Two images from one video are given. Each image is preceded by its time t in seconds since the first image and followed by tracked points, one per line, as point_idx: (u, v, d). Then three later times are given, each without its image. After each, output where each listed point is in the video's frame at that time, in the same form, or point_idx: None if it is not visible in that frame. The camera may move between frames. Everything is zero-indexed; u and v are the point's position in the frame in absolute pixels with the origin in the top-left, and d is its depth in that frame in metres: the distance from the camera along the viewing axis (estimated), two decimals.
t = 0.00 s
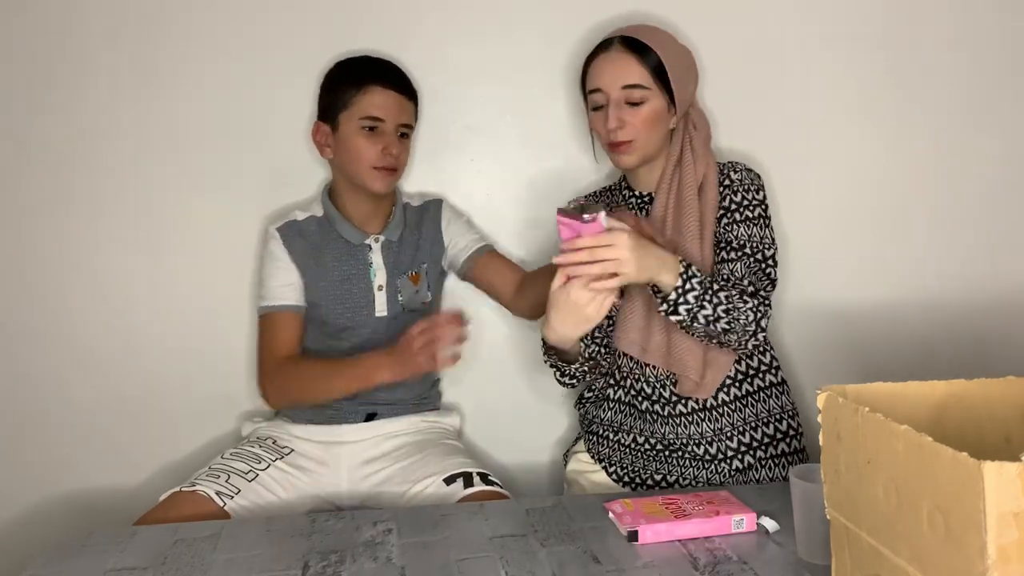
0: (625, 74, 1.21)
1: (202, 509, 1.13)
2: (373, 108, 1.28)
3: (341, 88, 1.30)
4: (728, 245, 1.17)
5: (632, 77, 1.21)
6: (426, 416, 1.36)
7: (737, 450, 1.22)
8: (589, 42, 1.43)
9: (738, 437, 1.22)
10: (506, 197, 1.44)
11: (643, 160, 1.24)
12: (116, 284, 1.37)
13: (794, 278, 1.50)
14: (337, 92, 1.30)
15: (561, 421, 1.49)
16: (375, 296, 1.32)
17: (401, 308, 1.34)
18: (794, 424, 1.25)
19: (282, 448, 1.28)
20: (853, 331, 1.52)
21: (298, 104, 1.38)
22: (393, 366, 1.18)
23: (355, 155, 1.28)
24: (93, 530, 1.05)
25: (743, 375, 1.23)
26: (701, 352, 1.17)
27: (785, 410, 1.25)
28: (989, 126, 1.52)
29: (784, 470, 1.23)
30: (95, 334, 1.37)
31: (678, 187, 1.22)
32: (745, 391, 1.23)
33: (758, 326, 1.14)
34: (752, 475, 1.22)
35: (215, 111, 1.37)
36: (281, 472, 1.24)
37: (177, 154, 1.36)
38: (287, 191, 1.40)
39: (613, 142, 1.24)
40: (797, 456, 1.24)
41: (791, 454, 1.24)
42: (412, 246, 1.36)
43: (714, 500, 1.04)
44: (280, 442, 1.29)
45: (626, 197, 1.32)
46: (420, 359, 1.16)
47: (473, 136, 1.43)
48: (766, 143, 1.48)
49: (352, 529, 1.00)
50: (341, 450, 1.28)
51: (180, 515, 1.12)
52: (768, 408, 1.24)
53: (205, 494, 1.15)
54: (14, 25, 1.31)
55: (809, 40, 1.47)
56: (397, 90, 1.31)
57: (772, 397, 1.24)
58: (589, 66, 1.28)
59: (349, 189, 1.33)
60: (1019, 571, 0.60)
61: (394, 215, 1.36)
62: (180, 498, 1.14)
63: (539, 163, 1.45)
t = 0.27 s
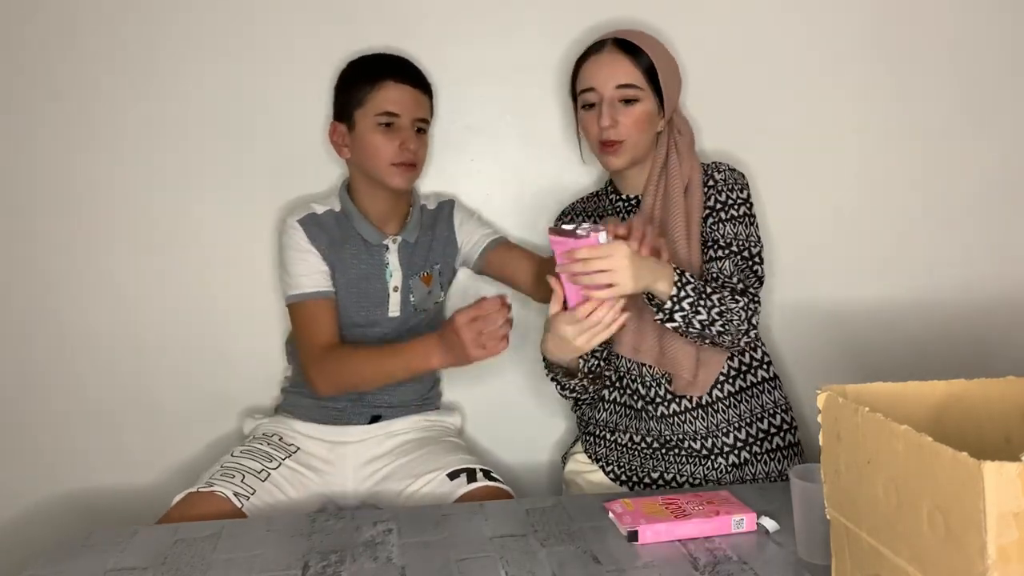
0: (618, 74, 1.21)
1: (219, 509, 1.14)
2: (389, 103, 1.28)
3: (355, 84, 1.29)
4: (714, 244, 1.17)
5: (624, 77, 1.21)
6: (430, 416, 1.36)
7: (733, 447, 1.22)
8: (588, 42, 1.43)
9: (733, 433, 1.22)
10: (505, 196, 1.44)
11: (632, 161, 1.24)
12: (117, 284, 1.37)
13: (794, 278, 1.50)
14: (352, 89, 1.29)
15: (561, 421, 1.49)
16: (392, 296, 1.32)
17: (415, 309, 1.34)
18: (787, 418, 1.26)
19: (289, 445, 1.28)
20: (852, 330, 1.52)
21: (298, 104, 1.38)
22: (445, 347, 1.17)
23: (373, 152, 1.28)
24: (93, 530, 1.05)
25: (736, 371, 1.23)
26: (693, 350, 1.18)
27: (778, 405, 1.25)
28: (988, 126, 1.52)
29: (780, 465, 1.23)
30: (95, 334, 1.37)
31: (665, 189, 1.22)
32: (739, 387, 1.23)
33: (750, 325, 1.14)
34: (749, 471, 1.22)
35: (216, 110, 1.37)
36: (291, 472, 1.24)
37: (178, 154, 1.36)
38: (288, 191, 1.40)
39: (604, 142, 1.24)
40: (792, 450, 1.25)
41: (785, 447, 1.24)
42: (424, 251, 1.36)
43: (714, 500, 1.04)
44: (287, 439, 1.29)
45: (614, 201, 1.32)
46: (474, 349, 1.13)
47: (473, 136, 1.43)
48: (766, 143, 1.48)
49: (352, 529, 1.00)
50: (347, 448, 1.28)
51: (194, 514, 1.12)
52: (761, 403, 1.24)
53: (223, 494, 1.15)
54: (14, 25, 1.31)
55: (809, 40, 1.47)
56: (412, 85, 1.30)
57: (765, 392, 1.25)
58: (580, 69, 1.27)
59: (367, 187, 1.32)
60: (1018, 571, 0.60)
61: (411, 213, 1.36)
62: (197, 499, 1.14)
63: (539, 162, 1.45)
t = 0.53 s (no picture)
0: (610, 79, 1.21)
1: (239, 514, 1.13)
2: (400, 105, 1.27)
3: (366, 84, 1.28)
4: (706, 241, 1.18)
5: (615, 81, 1.21)
6: (435, 417, 1.36)
7: (732, 446, 1.22)
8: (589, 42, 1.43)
9: (732, 431, 1.22)
10: (506, 197, 1.44)
11: (624, 161, 1.24)
12: (118, 284, 1.37)
13: (795, 278, 1.50)
14: (362, 89, 1.29)
15: (561, 421, 1.49)
16: (402, 296, 1.32)
17: (425, 312, 1.34)
18: (786, 416, 1.26)
19: (301, 447, 1.27)
20: (853, 330, 1.52)
21: (299, 104, 1.38)
22: (469, 328, 1.17)
23: (385, 154, 1.28)
24: (93, 530, 1.05)
25: (734, 369, 1.24)
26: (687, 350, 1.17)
27: (777, 403, 1.26)
28: (988, 126, 1.52)
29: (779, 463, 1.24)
30: (95, 334, 1.37)
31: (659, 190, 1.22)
32: (737, 385, 1.23)
33: (741, 317, 1.13)
34: (748, 470, 1.22)
35: (216, 110, 1.37)
36: (307, 476, 1.24)
37: (178, 154, 1.36)
38: (289, 191, 1.40)
39: (595, 145, 1.24)
40: (791, 448, 1.25)
41: (783, 445, 1.24)
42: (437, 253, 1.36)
43: (714, 500, 1.04)
44: (299, 439, 1.28)
45: (612, 203, 1.32)
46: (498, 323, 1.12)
47: (474, 136, 1.43)
48: (766, 144, 1.48)
49: (352, 529, 1.00)
50: (354, 450, 1.28)
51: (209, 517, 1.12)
52: (760, 401, 1.24)
53: (246, 502, 1.14)
54: (14, 25, 1.31)
55: (810, 40, 1.47)
56: (423, 85, 1.29)
57: (763, 390, 1.25)
58: (574, 70, 1.27)
59: (379, 187, 1.32)
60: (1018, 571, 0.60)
61: (422, 213, 1.36)
62: (216, 505, 1.13)
63: (540, 162, 1.45)
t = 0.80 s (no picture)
0: (614, 79, 1.21)
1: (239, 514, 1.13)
2: (402, 107, 1.27)
3: (371, 84, 1.28)
4: (725, 253, 1.20)
5: (621, 82, 1.21)
6: (437, 417, 1.36)
7: (733, 446, 1.22)
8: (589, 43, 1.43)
9: (733, 431, 1.22)
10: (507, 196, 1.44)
11: (628, 162, 1.24)
12: (118, 284, 1.37)
13: (795, 278, 1.50)
14: (366, 90, 1.29)
15: (561, 421, 1.49)
16: (405, 296, 1.32)
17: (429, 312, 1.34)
18: (787, 416, 1.26)
19: (302, 447, 1.27)
20: (853, 330, 1.52)
21: (299, 104, 1.38)
22: (470, 307, 1.11)
23: (387, 154, 1.27)
24: (93, 530, 1.05)
25: (736, 371, 1.24)
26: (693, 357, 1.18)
27: (777, 403, 1.26)
28: (988, 126, 1.52)
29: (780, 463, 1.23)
30: (95, 334, 1.37)
31: (665, 192, 1.21)
32: (738, 386, 1.23)
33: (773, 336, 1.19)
34: (748, 471, 1.22)
35: (216, 110, 1.37)
36: (308, 477, 1.23)
37: (179, 154, 1.36)
38: (289, 191, 1.40)
39: (600, 146, 1.24)
40: (791, 448, 1.25)
41: (783, 445, 1.24)
42: (442, 252, 1.36)
43: (714, 500, 1.04)
44: (300, 440, 1.28)
45: (613, 204, 1.31)
46: (497, 305, 1.06)
47: (475, 136, 1.42)
48: (766, 144, 1.48)
49: (352, 529, 1.00)
50: (356, 450, 1.28)
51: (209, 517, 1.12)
52: (761, 401, 1.24)
53: (245, 502, 1.14)
54: (14, 25, 1.31)
55: (810, 40, 1.47)
56: (426, 87, 1.28)
57: (764, 390, 1.25)
58: (578, 70, 1.27)
59: (382, 186, 1.32)
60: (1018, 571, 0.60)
61: (425, 213, 1.36)
62: (217, 506, 1.13)
63: (541, 162, 1.45)
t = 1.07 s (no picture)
0: (614, 78, 1.21)
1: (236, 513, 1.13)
2: (383, 108, 1.26)
3: (354, 86, 1.28)
4: (745, 266, 1.23)
5: (621, 82, 1.21)
6: (437, 417, 1.37)
7: (732, 446, 1.23)
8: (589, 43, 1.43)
9: (733, 429, 1.23)
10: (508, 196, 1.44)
11: (630, 162, 1.24)
12: (118, 284, 1.37)
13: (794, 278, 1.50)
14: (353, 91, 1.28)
15: (561, 421, 1.49)
16: (395, 296, 1.33)
17: (422, 311, 1.35)
18: (787, 413, 1.27)
19: (301, 447, 1.27)
20: (853, 330, 1.52)
21: (298, 104, 1.38)
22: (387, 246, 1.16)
23: (371, 156, 1.27)
24: (93, 530, 1.05)
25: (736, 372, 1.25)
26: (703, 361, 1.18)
27: (776, 401, 1.27)
28: (988, 125, 1.52)
29: (781, 459, 1.24)
30: (95, 335, 1.37)
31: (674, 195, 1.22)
32: (738, 386, 1.24)
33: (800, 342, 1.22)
34: (748, 471, 1.22)
35: (216, 110, 1.37)
36: (306, 477, 1.23)
37: (179, 154, 1.36)
38: (289, 191, 1.40)
39: (600, 145, 1.25)
40: (792, 443, 1.25)
41: (783, 441, 1.25)
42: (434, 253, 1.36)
43: (714, 500, 1.04)
44: (298, 440, 1.28)
45: (621, 202, 1.31)
46: (401, 219, 1.13)
47: (475, 137, 1.42)
48: (767, 144, 1.48)
49: (352, 529, 1.00)
50: (356, 451, 1.28)
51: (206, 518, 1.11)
52: (760, 400, 1.25)
53: (242, 501, 1.14)
54: (14, 26, 1.31)
55: (810, 40, 1.47)
56: (407, 86, 1.27)
57: (763, 390, 1.26)
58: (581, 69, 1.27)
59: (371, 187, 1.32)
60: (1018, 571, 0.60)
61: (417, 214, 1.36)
62: (213, 505, 1.12)
63: (541, 163, 1.45)
